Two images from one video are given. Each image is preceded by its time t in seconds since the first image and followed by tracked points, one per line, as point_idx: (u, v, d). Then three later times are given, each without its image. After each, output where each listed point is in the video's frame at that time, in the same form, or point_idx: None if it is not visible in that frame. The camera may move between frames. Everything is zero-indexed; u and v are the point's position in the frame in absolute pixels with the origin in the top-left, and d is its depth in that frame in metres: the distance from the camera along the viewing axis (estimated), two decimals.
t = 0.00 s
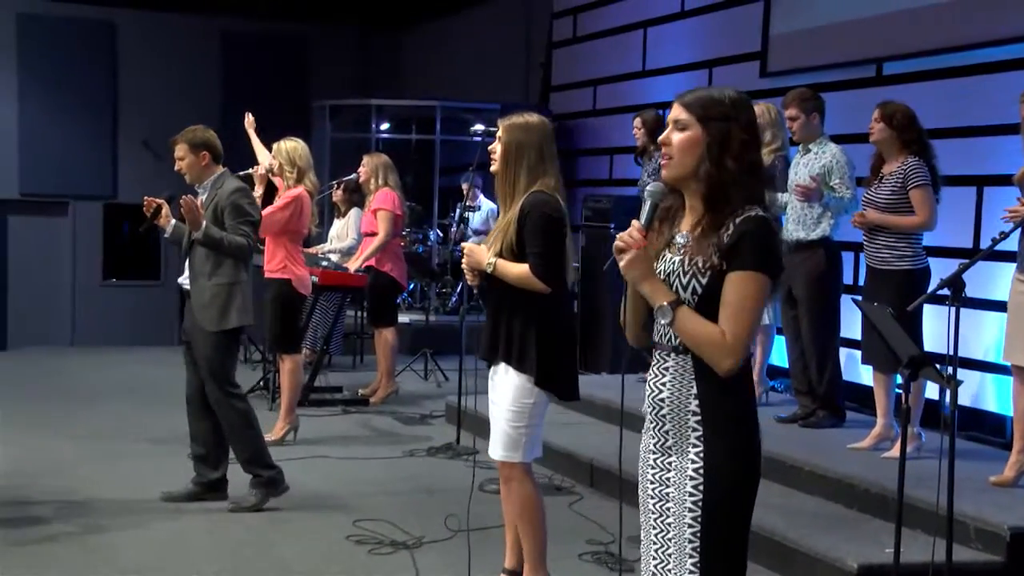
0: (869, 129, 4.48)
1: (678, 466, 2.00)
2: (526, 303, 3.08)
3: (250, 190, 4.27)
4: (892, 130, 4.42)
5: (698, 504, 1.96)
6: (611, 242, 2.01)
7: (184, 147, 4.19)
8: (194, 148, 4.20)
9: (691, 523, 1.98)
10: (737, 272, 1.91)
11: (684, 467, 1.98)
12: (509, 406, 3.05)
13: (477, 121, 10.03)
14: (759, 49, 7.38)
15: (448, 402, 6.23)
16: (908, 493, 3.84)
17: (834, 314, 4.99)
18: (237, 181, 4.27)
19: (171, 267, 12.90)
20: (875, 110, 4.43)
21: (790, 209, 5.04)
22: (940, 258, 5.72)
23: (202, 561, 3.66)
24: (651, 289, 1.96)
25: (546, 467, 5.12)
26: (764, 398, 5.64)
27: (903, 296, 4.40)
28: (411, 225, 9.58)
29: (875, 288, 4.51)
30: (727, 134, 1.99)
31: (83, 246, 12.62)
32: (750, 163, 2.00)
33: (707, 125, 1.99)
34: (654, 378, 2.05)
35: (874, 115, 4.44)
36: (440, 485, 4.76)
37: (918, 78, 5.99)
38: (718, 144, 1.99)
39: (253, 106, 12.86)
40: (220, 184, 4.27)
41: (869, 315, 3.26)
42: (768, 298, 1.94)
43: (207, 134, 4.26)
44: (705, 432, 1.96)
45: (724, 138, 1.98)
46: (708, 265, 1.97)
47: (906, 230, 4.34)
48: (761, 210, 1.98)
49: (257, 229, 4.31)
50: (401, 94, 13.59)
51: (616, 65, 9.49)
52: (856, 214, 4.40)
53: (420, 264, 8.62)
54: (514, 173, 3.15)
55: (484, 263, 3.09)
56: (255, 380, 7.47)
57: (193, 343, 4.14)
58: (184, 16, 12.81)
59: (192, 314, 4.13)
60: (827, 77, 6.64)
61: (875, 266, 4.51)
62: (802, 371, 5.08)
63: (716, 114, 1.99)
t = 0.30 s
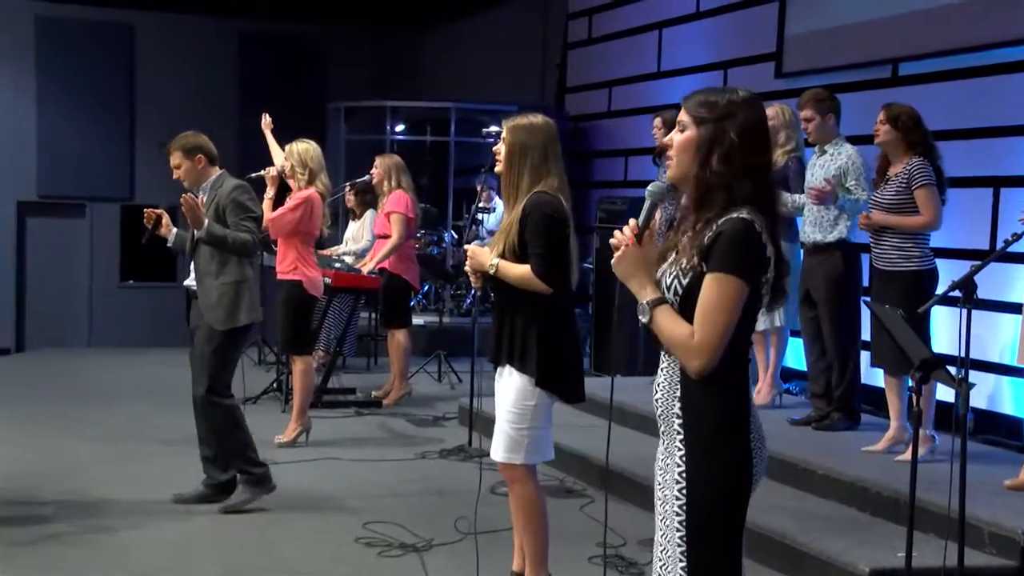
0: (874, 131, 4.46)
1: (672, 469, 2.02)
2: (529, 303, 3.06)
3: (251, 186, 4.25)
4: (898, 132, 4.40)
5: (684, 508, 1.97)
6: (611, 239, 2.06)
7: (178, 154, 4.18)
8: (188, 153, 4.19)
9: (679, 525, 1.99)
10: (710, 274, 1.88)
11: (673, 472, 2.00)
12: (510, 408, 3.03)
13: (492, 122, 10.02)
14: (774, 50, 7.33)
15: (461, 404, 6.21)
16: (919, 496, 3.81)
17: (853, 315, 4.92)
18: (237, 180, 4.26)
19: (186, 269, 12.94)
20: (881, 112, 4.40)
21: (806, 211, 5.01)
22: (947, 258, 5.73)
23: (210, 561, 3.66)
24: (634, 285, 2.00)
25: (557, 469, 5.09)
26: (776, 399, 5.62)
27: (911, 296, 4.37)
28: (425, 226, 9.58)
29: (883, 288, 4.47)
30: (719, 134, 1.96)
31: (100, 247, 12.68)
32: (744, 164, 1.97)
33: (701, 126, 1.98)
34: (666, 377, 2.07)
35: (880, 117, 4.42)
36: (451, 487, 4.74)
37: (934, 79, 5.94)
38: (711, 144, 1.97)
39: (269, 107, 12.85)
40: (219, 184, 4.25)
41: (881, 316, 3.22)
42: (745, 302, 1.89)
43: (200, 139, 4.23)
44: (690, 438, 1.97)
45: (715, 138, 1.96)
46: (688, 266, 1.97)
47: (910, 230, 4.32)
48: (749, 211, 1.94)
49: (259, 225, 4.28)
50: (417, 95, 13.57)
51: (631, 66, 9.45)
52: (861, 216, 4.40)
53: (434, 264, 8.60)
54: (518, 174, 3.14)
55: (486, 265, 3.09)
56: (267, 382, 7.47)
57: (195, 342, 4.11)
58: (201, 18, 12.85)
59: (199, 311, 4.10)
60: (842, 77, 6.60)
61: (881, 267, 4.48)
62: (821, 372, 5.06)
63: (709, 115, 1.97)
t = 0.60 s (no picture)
0: (882, 132, 4.43)
1: (669, 472, 2.01)
2: (542, 308, 3.05)
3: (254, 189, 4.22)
4: (905, 134, 4.37)
5: (677, 511, 1.97)
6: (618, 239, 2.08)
7: (180, 158, 4.15)
8: (189, 156, 4.15)
9: (672, 526, 1.99)
10: (697, 276, 1.87)
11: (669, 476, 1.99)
12: (525, 411, 3.02)
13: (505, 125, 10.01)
14: (788, 52, 7.30)
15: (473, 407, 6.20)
16: (930, 500, 3.78)
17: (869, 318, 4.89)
18: (240, 182, 4.22)
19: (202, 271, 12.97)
20: (887, 113, 4.38)
21: (821, 213, 4.97)
22: (958, 260, 5.74)
23: (219, 564, 3.66)
24: (632, 287, 2.02)
25: (567, 473, 5.08)
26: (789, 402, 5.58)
27: (924, 298, 4.33)
28: (440, 229, 9.57)
29: (894, 290, 4.45)
30: (713, 135, 1.95)
31: (116, 249, 12.74)
32: (739, 166, 1.95)
33: (698, 128, 1.97)
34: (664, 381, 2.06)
35: (888, 119, 4.39)
36: (461, 490, 4.73)
37: (949, 80, 5.90)
38: (705, 146, 1.96)
39: (285, 110, 12.85)
40: (222, 187, 4.21)
41: (892, 319, 3.19)
42: (732, 306, 1.87)
43: (199, 141, 4.19)
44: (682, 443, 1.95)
45: (710, 139, 1.95)
46: (681, 267, 1.97)
47: (919, 230, 4.30)
48: (741, 214, 1.92)
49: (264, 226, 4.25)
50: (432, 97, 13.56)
51: (646, 68, 9.41)
52: (870, 217, 4.36)
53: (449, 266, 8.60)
54: (526, 176, 3.13)
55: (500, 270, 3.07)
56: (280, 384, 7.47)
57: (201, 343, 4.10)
58: (216, 21, 12.90)
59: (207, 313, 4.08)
60: (857, 79, 6.56)
61: (891, 269, 4.45)
62: (836, 375, 5.04)
63: (706, 116, 1.96)
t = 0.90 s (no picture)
0: (896, 133, 4.41)
1: (675, 477, 2.00)
2: (560, 314, 3.02)
3: (254, 196, 4.21)
4: (919, 135, 4.35)
5: (683, 516, 1.95)
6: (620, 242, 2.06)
7: (185, 159, 4.12)
8: (194, 158, 4.12)
9: (679, 533, 1.97)
10: (705, 280, 1.85)
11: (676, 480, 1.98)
12: (544, 417, 2.98)
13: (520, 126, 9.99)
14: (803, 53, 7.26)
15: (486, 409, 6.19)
16: (944, 504, 3.76)
17: (883, 323, 4.87)
18: (241, 188, 4.21)
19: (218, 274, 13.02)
20: (902, 115, 4.35)
21: (835, 216, 4.95)
22: (973, 262, 5.71)
23: (229, 567, 3.66)
24: (637, 291, 2.00)
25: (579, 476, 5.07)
26: (803, 405, 5.55)
27: (938, 300, 4.30)
28: (455, 230, 9.57)
29: (906, 292, 4.42)
30: (717, 136, 1.93)
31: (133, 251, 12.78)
32: (744, 167, 1.93)
33: (701, 129, 1.95)
34: (669, 386, 2.06)
35: (903, 120, 4.36)
36: (473, 493, 4.72)
37: (966, 82, 5.86)
38: (710, 147, 1.94)
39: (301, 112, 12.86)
40: (224, 192, 4.18)
41: (904, 322, 3.17)
42: (742, 309, 1.85)
43: (207, 141, 4.17)
44: (689, 446, 1.94)
45: (714, 140, 1.93)
46: (689, 271, 1.95)
47: (933, 232, 4.26)
48: (748, 216, 1.90)
49: (264, 234, 4.23)
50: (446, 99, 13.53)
51: (662, 69, 9.38)
52: (883, 217, 4.32)
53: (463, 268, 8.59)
54: (543, 177, 3.09)
55: (518, 273, 3.03)
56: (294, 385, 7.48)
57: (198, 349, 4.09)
58: (232, 23, 12.90)
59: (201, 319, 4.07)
60: (873, 80, 6.51)
61: (905, 270, 4.42)
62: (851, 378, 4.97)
63: (709, 117, 1.94)
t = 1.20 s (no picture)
0: (916, 134, 4.36)
1: (689, 480, 1.95)
2: (583, 319, 2.98)
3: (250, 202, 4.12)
4: (940, 135, 4.30)
5: (704, 520, 1.90)
6: (624, 246, 2.00)
7: (184, 164, 4.12)
8: (193, 162, 4.11)
9: (698, 539, 1.91)
10: (737, 282, 1.83)
11: (691, 484, 1.93)
12: (563, 423, 2.94)
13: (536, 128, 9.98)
14: (820, 53, 7.21)
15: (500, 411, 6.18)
16: (958, 508, 3.73)
17: (897, 325, 4.85)
18: (239, 192, 4.13)
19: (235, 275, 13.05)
20: (922, 115, 4.30)
21: (847, 218, 4.92)
22: (989, 264, 5.70)
23: (239, 569, 3.66)
24: (655, 295, 1.94)
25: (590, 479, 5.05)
26: (818, 408, 5.53)
27: (953, 303, 4.28)
28: (471, 232, 9.55)
29: (920, 294, 4.40)
30: (735, 136, 1.92)
31: (152, 251, 12.83)
32: (762, 167, 1.92)
33: (715, 130, 1.93)
34: (667, 390, 2.02)
35: (922, 120, 4.32)
36: (485, 496, 4.71)
37: (985, 83, 5.81)
38: (727, 148, 1.92)
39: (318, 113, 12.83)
40: (222, 196, 4.13)
41: (917, 324, 3.14)
42: (773, 310, 1.85)
43: (207, 144, 4.15)
44: (710, 448, 1.90)
45: (731, 141, 1.92)
46: (709, 273, 1.92)
47: (954, 234, 4.24)
48: (770, 215, 1.90)
49: (262, 240, 4.17)
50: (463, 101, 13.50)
51: (678, 70, 9.34)
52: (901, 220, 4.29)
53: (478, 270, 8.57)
54: (566, 179, 3.04)
55: (542, 277, 2.97)
56: (308, 387, 7.48)
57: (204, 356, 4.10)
58: (250, 25, 12.93)
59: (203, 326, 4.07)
60: (890, 81, 6.46)
61: (919, 272, 4.40)
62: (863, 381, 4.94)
63: (724, 117, 1.93)
